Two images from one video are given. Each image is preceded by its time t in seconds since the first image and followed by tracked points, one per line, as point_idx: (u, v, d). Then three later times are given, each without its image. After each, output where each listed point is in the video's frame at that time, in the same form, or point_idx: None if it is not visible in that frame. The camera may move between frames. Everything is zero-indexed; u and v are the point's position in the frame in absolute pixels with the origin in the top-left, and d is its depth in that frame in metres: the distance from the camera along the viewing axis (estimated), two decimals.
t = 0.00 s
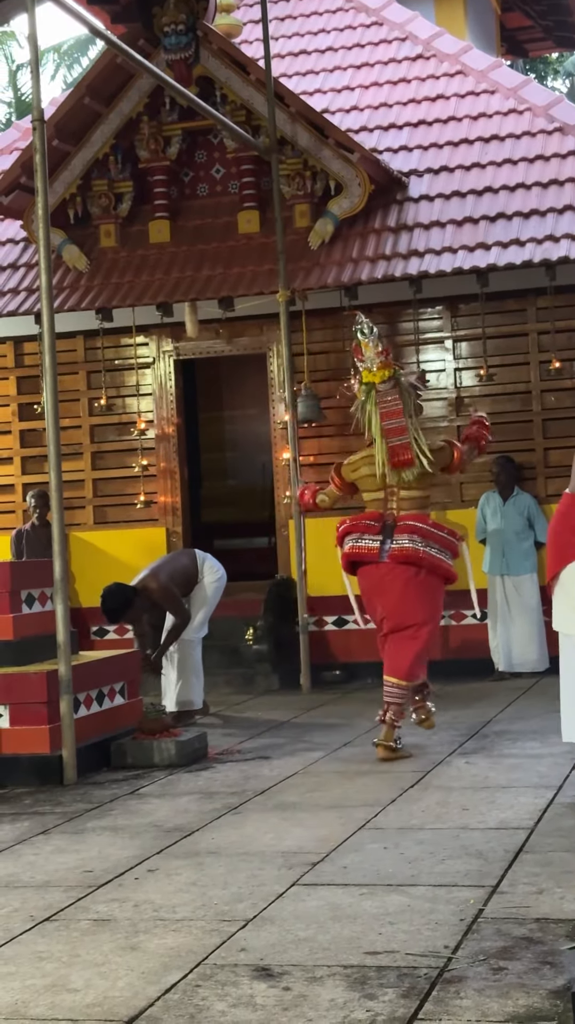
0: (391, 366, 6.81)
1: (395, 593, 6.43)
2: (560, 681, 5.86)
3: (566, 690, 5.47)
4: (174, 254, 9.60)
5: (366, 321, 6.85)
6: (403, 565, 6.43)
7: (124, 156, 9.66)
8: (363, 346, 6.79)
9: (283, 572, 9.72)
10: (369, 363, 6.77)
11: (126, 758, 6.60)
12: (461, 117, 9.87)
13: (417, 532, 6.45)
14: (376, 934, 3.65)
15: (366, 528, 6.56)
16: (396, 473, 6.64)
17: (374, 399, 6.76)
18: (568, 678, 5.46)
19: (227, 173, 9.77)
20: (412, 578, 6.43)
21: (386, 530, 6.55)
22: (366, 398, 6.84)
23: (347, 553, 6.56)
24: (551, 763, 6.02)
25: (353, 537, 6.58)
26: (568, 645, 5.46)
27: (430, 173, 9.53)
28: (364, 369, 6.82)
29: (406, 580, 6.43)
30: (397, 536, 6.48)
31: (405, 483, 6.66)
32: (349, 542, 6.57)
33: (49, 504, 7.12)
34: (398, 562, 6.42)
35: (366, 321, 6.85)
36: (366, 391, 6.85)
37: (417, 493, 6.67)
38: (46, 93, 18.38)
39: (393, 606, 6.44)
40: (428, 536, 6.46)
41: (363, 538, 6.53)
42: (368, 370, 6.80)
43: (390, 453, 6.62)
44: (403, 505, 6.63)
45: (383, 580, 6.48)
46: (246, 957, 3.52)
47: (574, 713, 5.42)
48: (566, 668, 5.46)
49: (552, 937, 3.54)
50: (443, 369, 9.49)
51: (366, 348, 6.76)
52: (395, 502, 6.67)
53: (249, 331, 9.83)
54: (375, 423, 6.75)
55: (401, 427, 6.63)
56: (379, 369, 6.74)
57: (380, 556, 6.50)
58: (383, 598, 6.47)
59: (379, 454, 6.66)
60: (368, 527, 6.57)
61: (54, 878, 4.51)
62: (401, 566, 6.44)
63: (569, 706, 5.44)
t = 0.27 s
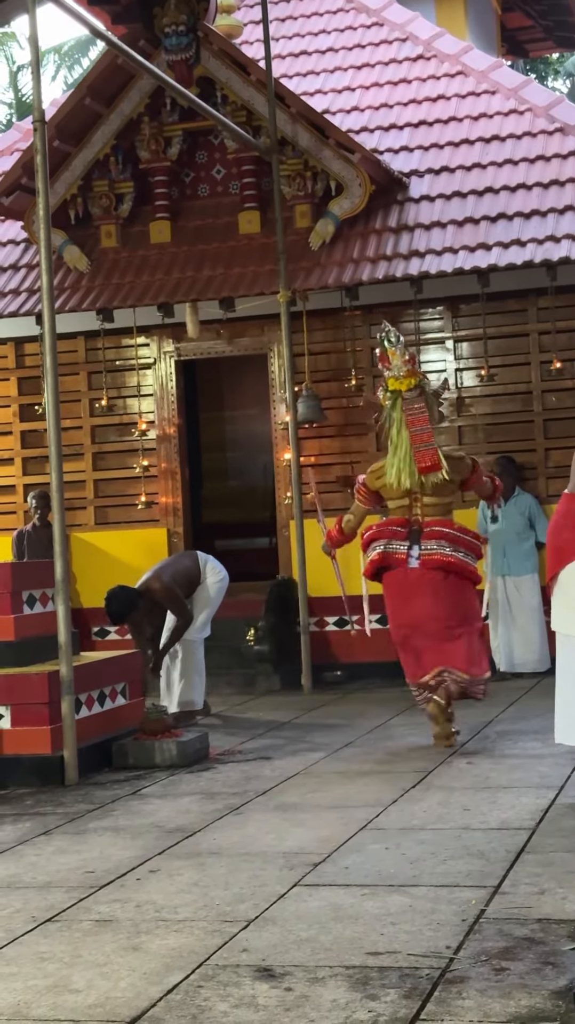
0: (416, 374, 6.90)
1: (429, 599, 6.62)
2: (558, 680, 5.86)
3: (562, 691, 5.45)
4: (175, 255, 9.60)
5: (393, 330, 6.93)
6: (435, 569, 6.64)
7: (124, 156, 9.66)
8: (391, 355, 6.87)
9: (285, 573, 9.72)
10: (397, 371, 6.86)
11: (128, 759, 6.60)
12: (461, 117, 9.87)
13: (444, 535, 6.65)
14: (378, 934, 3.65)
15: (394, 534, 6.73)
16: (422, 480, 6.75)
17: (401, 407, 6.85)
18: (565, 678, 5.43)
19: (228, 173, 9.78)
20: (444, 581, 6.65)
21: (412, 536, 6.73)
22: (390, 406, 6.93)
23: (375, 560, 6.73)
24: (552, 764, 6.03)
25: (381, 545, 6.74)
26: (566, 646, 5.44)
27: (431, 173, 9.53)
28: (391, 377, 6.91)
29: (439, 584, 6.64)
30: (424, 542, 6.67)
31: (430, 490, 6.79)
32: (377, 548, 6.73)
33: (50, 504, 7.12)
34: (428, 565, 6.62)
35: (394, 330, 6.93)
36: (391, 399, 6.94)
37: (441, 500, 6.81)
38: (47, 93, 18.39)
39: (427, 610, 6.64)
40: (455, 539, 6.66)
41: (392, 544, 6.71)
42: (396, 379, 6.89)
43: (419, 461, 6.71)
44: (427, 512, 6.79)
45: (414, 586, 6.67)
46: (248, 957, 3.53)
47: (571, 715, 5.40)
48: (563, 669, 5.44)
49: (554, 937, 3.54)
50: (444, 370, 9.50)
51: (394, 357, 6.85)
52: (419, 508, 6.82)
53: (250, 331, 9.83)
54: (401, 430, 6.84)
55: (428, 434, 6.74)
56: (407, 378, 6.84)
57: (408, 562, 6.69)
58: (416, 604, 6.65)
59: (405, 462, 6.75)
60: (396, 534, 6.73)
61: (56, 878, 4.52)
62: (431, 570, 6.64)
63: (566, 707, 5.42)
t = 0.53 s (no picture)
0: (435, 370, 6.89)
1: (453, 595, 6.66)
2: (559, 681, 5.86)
3: (561, 693, 5.44)
4: (176, 256, 9.61)
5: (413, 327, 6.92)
6: (465, 565, 6.69)
7: (125, 158, 9.67)
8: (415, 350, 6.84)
9: (286, 573, 9.73)
10: (419, 366, 6.82)
11: (129, 760, 6.59)
12: (462, 118, 9.87)
13: (478, 525, 6.73)
14: (378, 934, 3.66)
15: (428, 526, 6.72)
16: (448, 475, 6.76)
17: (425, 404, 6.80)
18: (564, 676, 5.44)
19: (229, 175, 9.78)
20: (474, 577, 6.69)
21: (446, 528, 6.74)
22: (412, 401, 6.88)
23: (409, 551, 6.70)
24: (554, 765, 6.03)
25: (415, 535, 6.72)
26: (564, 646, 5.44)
27: (432, 175, 9.53)
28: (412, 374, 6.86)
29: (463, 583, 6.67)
30: (460, 532, 6.71)
31: (456, 482, 6.81)
32: (412, 538, 6.71)
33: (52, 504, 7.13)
34: (466, 556, 6.67)
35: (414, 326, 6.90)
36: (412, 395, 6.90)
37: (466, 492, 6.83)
38: (49, 93, 18.40)
39: (455, 605, 6.65)
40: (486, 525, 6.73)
41: (428, 535, 6.70)
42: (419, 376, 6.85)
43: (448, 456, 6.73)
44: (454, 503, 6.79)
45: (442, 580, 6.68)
46: (249, 958, 3.53)
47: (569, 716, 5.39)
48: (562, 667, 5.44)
49: (555, 938, 3.54)
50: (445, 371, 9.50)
51: (418, 352, 6.82)
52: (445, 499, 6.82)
53: (251, 333, 9.84)
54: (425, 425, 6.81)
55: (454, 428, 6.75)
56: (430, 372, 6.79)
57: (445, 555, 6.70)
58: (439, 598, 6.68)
59: (431, 458, 6.71)
60: (428, 526, 6.73)
61: (57, 879, 4.52)
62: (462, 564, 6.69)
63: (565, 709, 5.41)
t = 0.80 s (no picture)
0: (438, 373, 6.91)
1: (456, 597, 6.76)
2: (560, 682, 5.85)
3: (561, 693, 5.45)
4: (177, 256, 9.61)
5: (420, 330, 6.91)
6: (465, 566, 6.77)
7: (126, 158, 9.68)
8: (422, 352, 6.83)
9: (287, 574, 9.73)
10: (427, 369, 6.81)
11: (130, 760, 6.59)
12: (463, 119, 9.87)
13: (479, 527, 6.77)
14: (379, 934, 3.66)
15: (431, 526, 6.74)
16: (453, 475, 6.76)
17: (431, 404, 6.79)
18: (564, 677, 5.44)
19: (230, 175, 9.78)
20: (474, 578, 6.78)
21: (448, 528, 6.76)
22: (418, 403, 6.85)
23: (411, 551, 6.74)
24: (555, 765, 6.03)
25: (418, 535, 6.74)
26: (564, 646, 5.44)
27: (433, 175, 9.53)
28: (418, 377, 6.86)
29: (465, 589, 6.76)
30: (461, 533, 6.74)
31: (458, 484, 6.81)
32: (414, 538, 6.73)
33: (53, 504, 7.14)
34: (467, 556, 6.73)
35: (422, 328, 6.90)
36: (418, 397, 6.87)
37: (467, 494, 6.84)
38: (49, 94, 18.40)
39: (455, 605, 6.74)
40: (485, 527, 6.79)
41: (431, 536, 6.73)
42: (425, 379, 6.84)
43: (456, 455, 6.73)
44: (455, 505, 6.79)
45: (442, 579, 6.77)
46: (250, 958, 3.53)
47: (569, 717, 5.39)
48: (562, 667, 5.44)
49: (556, 938, 3.54)
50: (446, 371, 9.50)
51: (427, 354, 6.81)
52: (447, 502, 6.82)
53: (252, 333, 9.84)
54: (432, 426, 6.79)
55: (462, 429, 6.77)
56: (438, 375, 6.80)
57: (445, 555, 6.76)
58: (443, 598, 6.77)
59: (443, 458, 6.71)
60: (431, 526, 6.74)
61: (59, 879, 4.52)
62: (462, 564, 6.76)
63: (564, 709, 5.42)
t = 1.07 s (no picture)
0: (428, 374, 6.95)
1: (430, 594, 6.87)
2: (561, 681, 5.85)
3: (561, 694, 5.42)
4: (178, 256, 9.61)
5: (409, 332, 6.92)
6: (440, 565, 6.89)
7: (127, 158, 9.68)
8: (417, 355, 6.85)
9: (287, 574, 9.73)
10: (421, 370, 6.83)
11: (131, 760, 6.60)
12: (464, 118, 9.87)
13: (459, 528, 6.89)
14: (381, 934, 3.66)
15: (415, 527, 6.82)
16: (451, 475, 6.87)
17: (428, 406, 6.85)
18: (563, 677, 5.41)
19: (231, 174, 9.78)
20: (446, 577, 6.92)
21: (430, 529, 6.87)
22: (411, 404, 6.88)
23: (395, 552, 6.83)
24: (556, 765, 6.03)
25: (402, 537, 6.82)
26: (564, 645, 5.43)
27: (434, 174, 9.52)
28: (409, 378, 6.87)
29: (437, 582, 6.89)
30: (443, 534, 6.85)
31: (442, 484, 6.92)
32: (399, 539, 6.81)
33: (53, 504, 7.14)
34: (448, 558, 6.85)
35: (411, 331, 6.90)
36: (412, 397, 6.89)
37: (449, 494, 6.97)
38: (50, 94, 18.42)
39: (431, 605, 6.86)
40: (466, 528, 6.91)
41: (415, 537, 6.81)
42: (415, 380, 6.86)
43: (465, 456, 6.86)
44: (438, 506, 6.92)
45: (422, 580, 6.85)
46: (251, 958, 3.53)
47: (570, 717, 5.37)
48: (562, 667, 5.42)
49: (558, 938, 3.54)
50: (447, 370, 9.49)
51: (422, 358, 6.83)
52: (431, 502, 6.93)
53: (253, 333, 9.84)
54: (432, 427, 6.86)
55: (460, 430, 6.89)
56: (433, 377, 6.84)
57: (427, 556, 6.86)
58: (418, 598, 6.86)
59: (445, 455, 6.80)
60: (415, 527, 6.83)
61: (60, 878, 4.52)
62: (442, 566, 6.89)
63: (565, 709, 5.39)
